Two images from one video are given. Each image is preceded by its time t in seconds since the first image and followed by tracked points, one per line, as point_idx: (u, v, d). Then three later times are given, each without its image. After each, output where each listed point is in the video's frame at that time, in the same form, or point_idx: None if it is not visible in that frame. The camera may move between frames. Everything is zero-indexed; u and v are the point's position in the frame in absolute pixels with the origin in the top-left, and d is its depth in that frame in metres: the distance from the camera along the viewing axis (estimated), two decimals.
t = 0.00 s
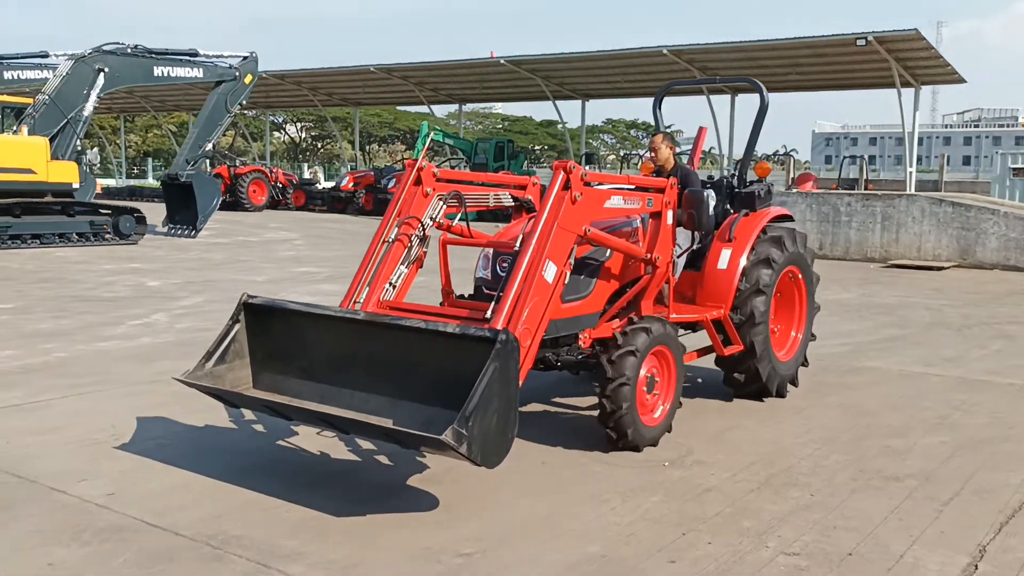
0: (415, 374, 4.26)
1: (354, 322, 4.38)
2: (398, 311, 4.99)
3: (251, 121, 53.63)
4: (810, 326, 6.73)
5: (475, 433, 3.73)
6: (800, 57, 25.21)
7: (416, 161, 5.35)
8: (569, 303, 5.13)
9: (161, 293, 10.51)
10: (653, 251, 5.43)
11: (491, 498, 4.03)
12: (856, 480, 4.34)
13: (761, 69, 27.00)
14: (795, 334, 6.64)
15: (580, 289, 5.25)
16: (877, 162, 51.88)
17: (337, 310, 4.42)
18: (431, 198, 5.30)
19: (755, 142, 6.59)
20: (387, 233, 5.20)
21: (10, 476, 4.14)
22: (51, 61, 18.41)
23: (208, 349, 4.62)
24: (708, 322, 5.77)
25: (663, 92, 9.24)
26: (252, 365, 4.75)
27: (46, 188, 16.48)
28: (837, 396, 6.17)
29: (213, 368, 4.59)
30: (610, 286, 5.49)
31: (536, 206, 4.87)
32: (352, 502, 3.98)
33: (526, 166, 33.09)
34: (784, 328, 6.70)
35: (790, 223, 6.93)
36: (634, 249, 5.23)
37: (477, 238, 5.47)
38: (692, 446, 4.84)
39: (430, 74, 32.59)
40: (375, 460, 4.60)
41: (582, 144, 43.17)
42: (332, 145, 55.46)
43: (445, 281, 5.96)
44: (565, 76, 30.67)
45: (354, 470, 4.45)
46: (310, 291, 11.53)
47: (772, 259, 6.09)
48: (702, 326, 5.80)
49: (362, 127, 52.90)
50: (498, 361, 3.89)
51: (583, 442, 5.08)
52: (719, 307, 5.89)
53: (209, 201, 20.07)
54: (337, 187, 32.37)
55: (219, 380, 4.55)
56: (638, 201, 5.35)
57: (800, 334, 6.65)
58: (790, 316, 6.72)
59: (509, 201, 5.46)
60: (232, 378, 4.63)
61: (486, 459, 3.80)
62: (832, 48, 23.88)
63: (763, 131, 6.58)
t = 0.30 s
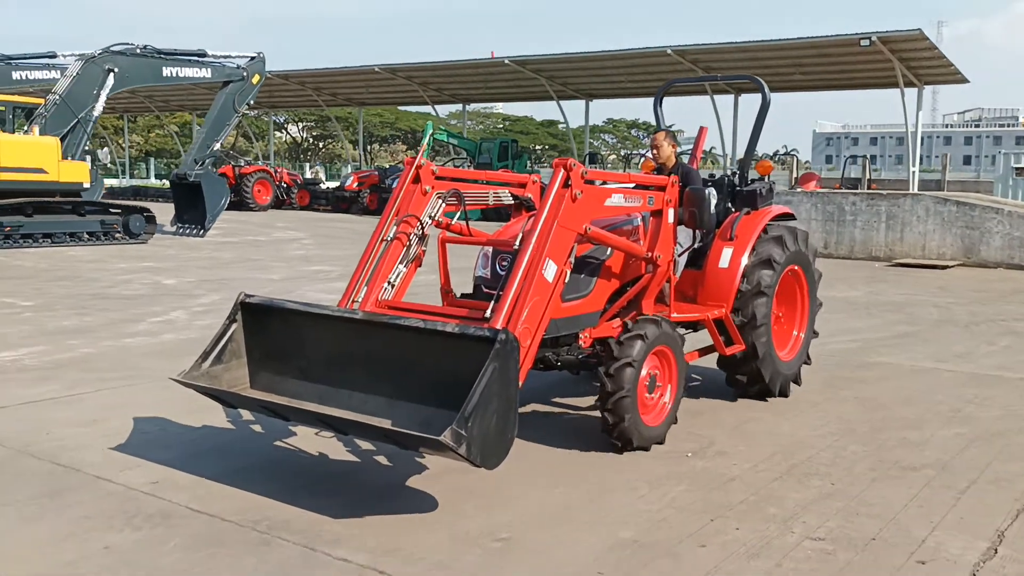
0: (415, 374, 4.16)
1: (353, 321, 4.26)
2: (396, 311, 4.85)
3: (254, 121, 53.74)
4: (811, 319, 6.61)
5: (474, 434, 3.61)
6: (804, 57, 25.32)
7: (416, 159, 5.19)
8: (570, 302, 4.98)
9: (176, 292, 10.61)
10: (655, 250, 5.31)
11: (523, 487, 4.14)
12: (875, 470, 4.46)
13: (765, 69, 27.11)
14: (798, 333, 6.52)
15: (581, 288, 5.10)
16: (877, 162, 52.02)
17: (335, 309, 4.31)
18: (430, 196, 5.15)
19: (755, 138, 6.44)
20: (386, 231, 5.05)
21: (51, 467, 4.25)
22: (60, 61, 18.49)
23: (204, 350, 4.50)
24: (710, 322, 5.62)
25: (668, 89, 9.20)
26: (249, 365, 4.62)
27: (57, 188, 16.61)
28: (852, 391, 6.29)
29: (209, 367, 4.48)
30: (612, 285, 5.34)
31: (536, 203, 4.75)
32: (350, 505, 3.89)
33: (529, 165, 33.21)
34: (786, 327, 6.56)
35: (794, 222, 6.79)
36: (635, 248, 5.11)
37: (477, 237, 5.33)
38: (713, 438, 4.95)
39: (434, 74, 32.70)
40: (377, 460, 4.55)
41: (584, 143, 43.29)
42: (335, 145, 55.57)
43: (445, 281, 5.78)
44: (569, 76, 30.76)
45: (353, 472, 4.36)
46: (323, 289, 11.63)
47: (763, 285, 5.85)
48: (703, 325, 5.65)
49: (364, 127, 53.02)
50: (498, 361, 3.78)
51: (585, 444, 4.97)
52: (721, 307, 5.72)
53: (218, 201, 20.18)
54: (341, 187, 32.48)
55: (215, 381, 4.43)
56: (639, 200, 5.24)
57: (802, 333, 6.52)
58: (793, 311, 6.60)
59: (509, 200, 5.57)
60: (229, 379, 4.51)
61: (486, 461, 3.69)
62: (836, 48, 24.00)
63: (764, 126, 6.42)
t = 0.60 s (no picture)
0: (411, 380, 4.11)
1: (347, 327, 4.25)
2: (393, 316, 4.81)
3: (249, 122, 53.67)
4: (811, 321, 6.58)
5: (474, 443, 3.58)
6: (801, 58, 25.46)
7: (410, 160, 5.10)
8: (568, 305, 4.93)
9: (184, 291, 10.68)
10: (653, 251, 5.26)
11: (550, 482, 4.25)
12: (890, 463, 4.59)
13: (761, 70, 27.26)
14: (796, 335, 6.47)
15: (578, 291, 5.04)
16: (869, 162, 52.21)
17: (330, 315, 4.26)
18: (426, 197, 5.09)
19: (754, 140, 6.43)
20: (381, 233, 4.98)
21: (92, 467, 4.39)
22: (59, 62, 18.50)
23: (198, 355, 4.47)
24: (709, 324, 5.59)
25: (666, 85, 9.04)
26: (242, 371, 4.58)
27: (59, 188, 16.66)
28: (862, 387, 6.42)
29: (202, 374, 4.44)
30: (610, 287, 5.28)
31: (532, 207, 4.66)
32: (348, 512, 3.87)
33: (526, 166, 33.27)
34: (785, 329, 6.54)
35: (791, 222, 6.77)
36: (633, 250, 5.06)
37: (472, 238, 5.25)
38: (730, 433, 5.07)
39: (431, 74, 32.74)
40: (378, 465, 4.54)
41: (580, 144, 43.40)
42: (330, 145, 55.56)
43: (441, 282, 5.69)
44: (566, 77, 30.86)
45: (350, 479, 4.32)
46: (330, 289, 11.70)
47: (761, 291, 5.81)
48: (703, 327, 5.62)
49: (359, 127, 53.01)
50: (498, 368, 3.75)
51: (584, 448, 4.93)
52: (719, 308, 5.70)
53: (218, 200, 20.21)
54: (338, 187, 32.52)
55: (209, 388, 4.39)
56: (638, 201, 5.19)
57: (801, 335, 6.47)
58: (792, 311, 6.58)
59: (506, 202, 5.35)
60: (222, 386, 4.47)
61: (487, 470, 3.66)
62: (832, 50, 24.17)
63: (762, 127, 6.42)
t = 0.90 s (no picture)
0: (398, 383, 4.02)
1: (332, 330, 4.11)
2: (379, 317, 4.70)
3: (232, 122, 53.48)
4: (799, 318, 6.52)
5: (463, 448, 3.49)
6: (786, 58, 25.71)
7: (395, 159, 4.98)
8: (557, 306, 4.82)
9: (182, 292, 10.72)
10: (642, 251, 5.25)
11: (568, 475, 4.38)
12: (894, 453, 4.74)
13: (746, 70, 27.49)
14: (784, 335, 6.40)
15: (567, 292, 4.96)
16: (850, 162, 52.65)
17: (317, 317, 4.16)
18: (411, 197, 4.97)
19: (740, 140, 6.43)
20: (366, 234, 4.85)
21: (123, 464, 4.50)
22: (47, 63, 18.42)
23: (179, 358, 4.34)
24: (697, 325, 5.51)
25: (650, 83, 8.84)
26: (225, 375, 4.46)
27: (50, 189, 16.60)
28: (861, 381, 6.59)
29: (183, 378, 4.32)
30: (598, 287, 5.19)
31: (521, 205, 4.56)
32: (329, 522, 3.82)
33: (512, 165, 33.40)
34: (772, 328, 6.47)
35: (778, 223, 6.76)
36: (622, 250, 5.03)
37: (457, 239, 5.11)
38: (738, 425, 5.21)
39: (417, 75, 32.80)
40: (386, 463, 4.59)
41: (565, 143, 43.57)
42: (313, 145, 55.44)
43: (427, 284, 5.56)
44: (553, 77, 30.99)
45: (336, 486, 4.27)
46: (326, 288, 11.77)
47: (748, 296, 5.71)
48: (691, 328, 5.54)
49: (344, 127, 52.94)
50: (489, 370, 3.65)
51: (571, 451, 4.86)
52: (707, 308, 5.62)
53: (208, 201, 20.18)
54: (325, 187, 32.51)
55: (190, 393, 4.28)
56: (626, 200, 5.15)
57: (788, 335, 6.40)
58: (779, 313, 6.50)
59: (492, 199, 5.35)
60: (204, 390, 4.35)
61: (476, 474, 3.58)
62: (815, 50, 24.43)
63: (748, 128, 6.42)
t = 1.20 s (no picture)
0: (385, 377, 3.96)
1: (320, 322, 4.06)
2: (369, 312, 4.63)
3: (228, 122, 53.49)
4: (794, 317, 6.43)
5: (451, 442, 3.41)
6: (782, 59, 25.89)
7: (387, 153, 4.95)
8: (550, 306, 4.79)
9: (190, 291, 10.83)
10: (637, 250, 5.16)
11: (589, 467, 4.51)
12: (903, 445, 4.88)
13: (742, 70, 27.66)
14: (779, 336, 6.31)
15: (560, 291, 4.92)
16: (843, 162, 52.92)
17: (302, 310, 4.09)
18: (402, 192, 4.94)
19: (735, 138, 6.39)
20: (357, 229, 4.80)
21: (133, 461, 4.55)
22: (47, 63, 18.47)
23: (162, 352, 4.26)
24: (692, 326, 5.44)
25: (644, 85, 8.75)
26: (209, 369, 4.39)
27: (53, 189, 16.69)
28: (866, 376, 6.74)
29: (166, 372, 4.23)
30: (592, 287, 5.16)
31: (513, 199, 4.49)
32: (311, 524, 3.80)
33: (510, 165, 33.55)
34: (768, 328, 6.39)
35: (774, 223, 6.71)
36: (617, 249, 4.99)
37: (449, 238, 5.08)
38: (751, 418, 5.35)
39: (414, 75, 32.91)
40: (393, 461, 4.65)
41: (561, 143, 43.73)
42: (309, 145, 55.49)
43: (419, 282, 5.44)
44: (551, 77, 31.12)
45: (319, 487, 4.24)
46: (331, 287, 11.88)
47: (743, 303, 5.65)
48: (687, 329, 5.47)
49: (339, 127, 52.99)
50: (478, 364, 3.59)
51: (563, 454, 4.80)
52: (703, 309, 5.56)
53: (209, 201, 20.26)
54: (323, 187, 32.60)
55: (173, 387, 4.20)
56: (621, 198, 5.09)
57: (784, 336, 6.32)
58: (775, 311, 6.42)
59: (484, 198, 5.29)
60: (187, 385, 4.27)
61: (464, 470, 3.50)
62: (811, 50, 24.61)
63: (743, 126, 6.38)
